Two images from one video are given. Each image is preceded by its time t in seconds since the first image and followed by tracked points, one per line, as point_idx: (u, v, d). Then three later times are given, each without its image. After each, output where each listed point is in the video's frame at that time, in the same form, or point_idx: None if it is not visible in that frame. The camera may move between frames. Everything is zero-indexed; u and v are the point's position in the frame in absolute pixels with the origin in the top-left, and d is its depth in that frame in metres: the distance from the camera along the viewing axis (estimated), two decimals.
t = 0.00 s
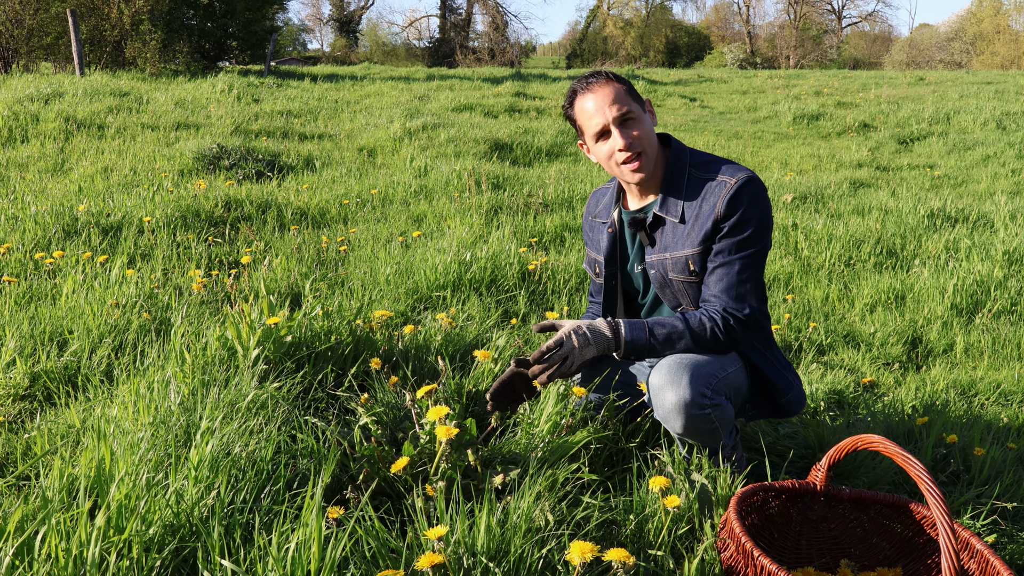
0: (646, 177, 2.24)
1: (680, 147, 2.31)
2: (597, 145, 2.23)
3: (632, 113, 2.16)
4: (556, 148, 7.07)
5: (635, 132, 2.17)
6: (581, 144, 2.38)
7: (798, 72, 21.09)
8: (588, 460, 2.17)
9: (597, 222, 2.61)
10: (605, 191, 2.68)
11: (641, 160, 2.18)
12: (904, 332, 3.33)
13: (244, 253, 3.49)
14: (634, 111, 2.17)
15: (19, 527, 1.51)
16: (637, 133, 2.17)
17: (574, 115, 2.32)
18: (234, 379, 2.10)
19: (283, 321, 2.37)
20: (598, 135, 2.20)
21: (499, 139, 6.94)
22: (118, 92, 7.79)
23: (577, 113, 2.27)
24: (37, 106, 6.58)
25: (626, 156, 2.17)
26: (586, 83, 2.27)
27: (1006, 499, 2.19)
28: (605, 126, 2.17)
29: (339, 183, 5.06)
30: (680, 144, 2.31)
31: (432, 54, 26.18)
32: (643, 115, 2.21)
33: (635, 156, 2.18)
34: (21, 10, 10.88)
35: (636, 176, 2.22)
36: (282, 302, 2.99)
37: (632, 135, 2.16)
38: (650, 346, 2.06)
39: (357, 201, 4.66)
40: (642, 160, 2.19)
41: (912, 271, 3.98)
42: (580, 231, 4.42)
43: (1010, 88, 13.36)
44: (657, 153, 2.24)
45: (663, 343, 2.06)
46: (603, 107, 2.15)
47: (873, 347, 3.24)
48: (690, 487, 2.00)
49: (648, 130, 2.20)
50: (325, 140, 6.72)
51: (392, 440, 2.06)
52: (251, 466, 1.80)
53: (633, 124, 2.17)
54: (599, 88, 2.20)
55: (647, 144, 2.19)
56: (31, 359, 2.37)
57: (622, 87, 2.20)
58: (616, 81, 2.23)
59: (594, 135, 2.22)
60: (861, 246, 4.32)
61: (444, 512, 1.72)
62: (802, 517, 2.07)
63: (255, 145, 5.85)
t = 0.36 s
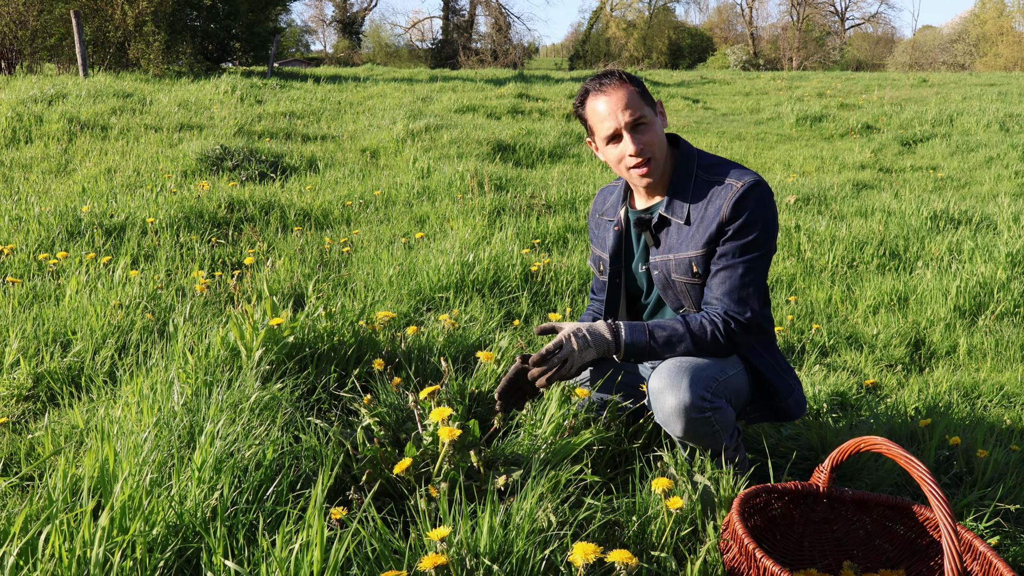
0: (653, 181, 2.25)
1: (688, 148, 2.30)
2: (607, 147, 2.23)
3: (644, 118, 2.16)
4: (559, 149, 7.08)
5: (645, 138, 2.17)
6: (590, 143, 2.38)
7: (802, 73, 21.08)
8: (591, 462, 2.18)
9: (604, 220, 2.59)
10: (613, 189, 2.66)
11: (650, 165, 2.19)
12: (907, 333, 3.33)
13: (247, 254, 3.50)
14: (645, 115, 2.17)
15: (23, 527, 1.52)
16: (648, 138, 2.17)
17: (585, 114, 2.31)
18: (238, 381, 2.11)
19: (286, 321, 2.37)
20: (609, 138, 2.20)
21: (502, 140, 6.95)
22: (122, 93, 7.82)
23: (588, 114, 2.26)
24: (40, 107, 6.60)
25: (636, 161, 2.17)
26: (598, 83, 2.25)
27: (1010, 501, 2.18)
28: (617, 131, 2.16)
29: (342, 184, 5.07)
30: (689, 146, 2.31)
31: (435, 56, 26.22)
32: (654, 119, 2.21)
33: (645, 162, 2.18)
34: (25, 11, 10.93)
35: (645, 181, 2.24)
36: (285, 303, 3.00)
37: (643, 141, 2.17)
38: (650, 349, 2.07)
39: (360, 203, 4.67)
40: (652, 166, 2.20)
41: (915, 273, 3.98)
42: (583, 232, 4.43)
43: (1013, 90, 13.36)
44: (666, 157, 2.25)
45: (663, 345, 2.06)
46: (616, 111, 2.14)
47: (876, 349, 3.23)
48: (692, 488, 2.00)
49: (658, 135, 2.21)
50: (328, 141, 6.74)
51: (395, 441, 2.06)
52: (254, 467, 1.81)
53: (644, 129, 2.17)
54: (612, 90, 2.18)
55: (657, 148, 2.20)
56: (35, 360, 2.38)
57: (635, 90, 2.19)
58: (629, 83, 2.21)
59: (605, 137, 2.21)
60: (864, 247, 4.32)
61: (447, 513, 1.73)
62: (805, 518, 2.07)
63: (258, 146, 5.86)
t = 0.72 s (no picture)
0: (639, 200, 2.22)
1: (692, 150, 2.28)
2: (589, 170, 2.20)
3: (616, 153, 2.06)
4: (561, 151, 7.08)
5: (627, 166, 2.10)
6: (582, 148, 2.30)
7: (805, 75, 21.03)
8: (593, 463, 2.18)
9: (611, 215, 2.63)
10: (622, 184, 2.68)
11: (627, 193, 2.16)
12: (910, 335, 3.32)
13: (250, 256, 3.51)
14: (617, 150, 2.06)
15: (26, 527, 1.52)
16: (627, 168, 2.09)
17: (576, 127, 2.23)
18: (241, 382, 2.11)
19: (290, 323, 2.38)
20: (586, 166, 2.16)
21: (505, 142, 6.95)
22: (125, 94, 7.84)
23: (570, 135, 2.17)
24: (44, 109, 6.62)
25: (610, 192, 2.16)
26: (580, 103, 2.12)
27: (1013, 504, 2.18)
28: (594, 165, 2.09)
29: (344, 186, 5.07)
30: (694, 148, 2.29)
31: (437, 57, 26.26)
32: (633, 147, 2.08)
33: (626, 189, 2.14)
34: (29, 13, 10.98)
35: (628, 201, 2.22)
36: (288, 304, 3.01)
37: (621, 173, 2.10)
38: (656, 345, 2.08)
39: (362, 204, 4.68)
40: (634, 190, 2.16)
41: (918, 275, 3.97)
42: (585, 233, 4.43)
43: (1016, 91, 13.34)
44: (652, 175, 2.18)
45: (670, 342, 2.08)
46: (591, 148, 2.06)
47: (878, 351, 3.23)
48: (695, 490, 2.00)
49: (641, 158, 2.11)
50: (330, 142, 6.75)
51: (397, 442, 2.06)
52: (257, 468, 1.81)
53: (623, 160, 2.08)
54: (591, 117, 2.06)
55: (638, 174, 2.13)
56: (38, 361, 2.39)
57: (615, 114, 2.04)
58: (611, 104, 2.05)
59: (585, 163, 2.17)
60: (867, 249, 4.31)
61: (449, 515, 1.73)
62: (807, 520, 2.07)
63: (261, 148, 5.87)
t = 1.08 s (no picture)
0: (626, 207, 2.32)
1: (684, 156, 2.28)
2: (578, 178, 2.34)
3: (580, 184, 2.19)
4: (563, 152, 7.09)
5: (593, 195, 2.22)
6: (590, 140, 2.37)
7: (807, 76, 21.03)
8: (596, 465, 2.18)
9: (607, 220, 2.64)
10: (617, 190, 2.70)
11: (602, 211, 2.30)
12: (912, 337, 3.32)
13: (252, 257, 3.51)
14: (582, 182, 2.18)
15: (29, 529, 1.52)
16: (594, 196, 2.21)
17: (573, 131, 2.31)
18: (244, 383, 2.11)
19: (292, 324, 2.38)
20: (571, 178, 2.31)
21: (507, 143, 6.96)
22: (127, 96, 7.86)
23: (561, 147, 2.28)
24: (46, 110, 6.63)
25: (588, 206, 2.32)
26: (561, 125, 2.19)
27: (1015, 505, 2.18)
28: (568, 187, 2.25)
29: (346, 187, 5.08)
30: (685, 153, 2.29)
31: (439, 59, 26.28)
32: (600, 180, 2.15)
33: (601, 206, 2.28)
34: (31, 14, 11.00)
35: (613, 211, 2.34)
36: (291, 306, 3.01)
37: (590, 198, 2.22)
38: (661, 346, 2.07)
39: (365, 205, 4.68)
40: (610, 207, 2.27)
41: (920, 276, 3.97)
42: (587, 235, 4.43)
43: (1019, 92, 13.33)
44: (629, 195, 2.23)
45: (675, 342, 2.07)
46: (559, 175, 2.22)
47: (881, 353, 3.23)
48: (697, 492, 2.00)
49: (610, 188, 2.18)
50: (333, 144, 6.76)
51: (399, 444, 2.06)
52: (260, 469, 1.81)
53: (589, 189, 2.19)
54: (560, 148, 2.16)
55: (611, 197, 2.22)
56: (41, 363, 2.40)
57: (578, 153, 2.10)
58: (578, 140, 2.11)
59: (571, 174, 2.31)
60: (869, 251, 4.31)
61: (452, 516, 1.73)
62: (809, 522, 2.07)
63: (263, 149, 5.88)
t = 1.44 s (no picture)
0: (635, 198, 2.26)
1: (686, 153, 2.28)
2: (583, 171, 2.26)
3: (606, 157, 2.11)
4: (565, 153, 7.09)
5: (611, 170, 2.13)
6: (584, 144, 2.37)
7: (809, 78, 21.04)
8: (596, 465, 2.18)
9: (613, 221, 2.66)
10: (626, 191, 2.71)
11: (619, 194, 2.22)
12: (913, 338, 3.32)
13: (253, 257, 3.52)
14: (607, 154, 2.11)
15: (29, 528, 1.52)
16: (615, 171, 2.13)
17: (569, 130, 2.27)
18: (244, 383, 2.12)
19: (293, 324, 2.38)
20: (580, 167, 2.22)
21: (508, 144, 6.96)
22: (129, 96, 7.87)
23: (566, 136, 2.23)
24: (48, 111, 6.64)
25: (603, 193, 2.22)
26: (573, 105, 2.17)
27: (1016, 506, 2.18)
28: (586, 165, 2.15)
29: (348, 188, 5.08)
30: (687, 150, 2.30)
31: (441, 59, 26.30)
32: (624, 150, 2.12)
33: (615, 190, 2.19)
34: (33, 15, 11.03)
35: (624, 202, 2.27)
36: (292, 306, 3.02)
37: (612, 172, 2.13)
38: (663, 343, 2.06)
39: (366, 206, 4.69)
40: (626, 189, 2.19)
41: (921, 277, 3.96)
42: (588, 236, 4.43)
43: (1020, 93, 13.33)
44: (645, 172, 2.20)
45: (676, 341, 2.06)
46: (578, 151, 2.12)
47: (882, 354, 3.22)
48: (698, 493, 2.00)
49: (632, 160, 2.14)
50: (334, 144, 6.77)
51: (400, 444, 2.06)
52: (260, 469, 1.81)
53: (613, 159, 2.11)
54: (581, 118, 2.11)
55: (630, 173, 2.16)
56: (42, 362, 2.40)
57: (604, 117, 2.08)
58: (601, 107, 2.09)
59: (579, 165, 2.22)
60: (871, 252, 4.30)
61: (452, 516, 1.73)
62: (810, 523, 2.06)
63: (264, 150, 5.89)
